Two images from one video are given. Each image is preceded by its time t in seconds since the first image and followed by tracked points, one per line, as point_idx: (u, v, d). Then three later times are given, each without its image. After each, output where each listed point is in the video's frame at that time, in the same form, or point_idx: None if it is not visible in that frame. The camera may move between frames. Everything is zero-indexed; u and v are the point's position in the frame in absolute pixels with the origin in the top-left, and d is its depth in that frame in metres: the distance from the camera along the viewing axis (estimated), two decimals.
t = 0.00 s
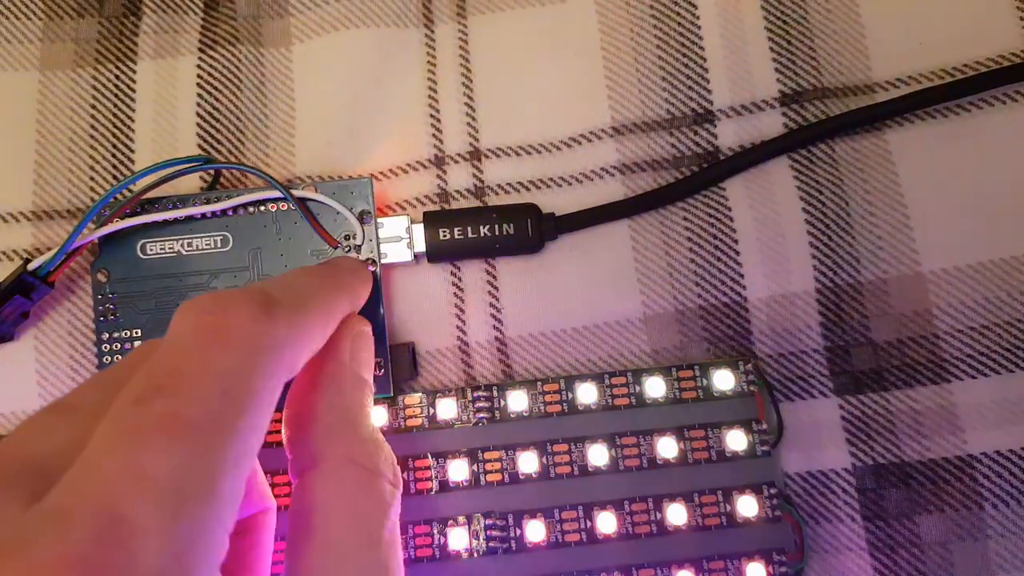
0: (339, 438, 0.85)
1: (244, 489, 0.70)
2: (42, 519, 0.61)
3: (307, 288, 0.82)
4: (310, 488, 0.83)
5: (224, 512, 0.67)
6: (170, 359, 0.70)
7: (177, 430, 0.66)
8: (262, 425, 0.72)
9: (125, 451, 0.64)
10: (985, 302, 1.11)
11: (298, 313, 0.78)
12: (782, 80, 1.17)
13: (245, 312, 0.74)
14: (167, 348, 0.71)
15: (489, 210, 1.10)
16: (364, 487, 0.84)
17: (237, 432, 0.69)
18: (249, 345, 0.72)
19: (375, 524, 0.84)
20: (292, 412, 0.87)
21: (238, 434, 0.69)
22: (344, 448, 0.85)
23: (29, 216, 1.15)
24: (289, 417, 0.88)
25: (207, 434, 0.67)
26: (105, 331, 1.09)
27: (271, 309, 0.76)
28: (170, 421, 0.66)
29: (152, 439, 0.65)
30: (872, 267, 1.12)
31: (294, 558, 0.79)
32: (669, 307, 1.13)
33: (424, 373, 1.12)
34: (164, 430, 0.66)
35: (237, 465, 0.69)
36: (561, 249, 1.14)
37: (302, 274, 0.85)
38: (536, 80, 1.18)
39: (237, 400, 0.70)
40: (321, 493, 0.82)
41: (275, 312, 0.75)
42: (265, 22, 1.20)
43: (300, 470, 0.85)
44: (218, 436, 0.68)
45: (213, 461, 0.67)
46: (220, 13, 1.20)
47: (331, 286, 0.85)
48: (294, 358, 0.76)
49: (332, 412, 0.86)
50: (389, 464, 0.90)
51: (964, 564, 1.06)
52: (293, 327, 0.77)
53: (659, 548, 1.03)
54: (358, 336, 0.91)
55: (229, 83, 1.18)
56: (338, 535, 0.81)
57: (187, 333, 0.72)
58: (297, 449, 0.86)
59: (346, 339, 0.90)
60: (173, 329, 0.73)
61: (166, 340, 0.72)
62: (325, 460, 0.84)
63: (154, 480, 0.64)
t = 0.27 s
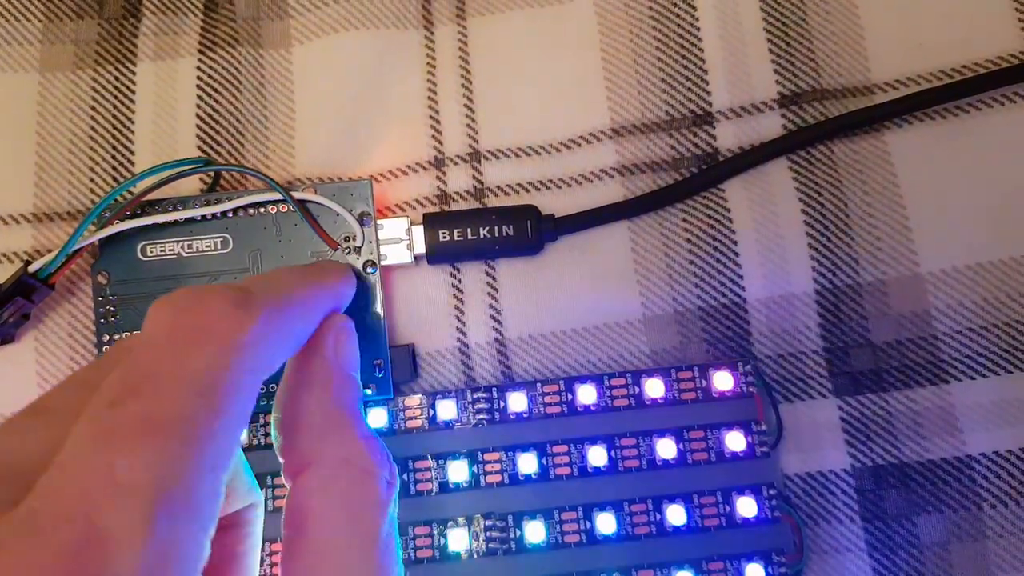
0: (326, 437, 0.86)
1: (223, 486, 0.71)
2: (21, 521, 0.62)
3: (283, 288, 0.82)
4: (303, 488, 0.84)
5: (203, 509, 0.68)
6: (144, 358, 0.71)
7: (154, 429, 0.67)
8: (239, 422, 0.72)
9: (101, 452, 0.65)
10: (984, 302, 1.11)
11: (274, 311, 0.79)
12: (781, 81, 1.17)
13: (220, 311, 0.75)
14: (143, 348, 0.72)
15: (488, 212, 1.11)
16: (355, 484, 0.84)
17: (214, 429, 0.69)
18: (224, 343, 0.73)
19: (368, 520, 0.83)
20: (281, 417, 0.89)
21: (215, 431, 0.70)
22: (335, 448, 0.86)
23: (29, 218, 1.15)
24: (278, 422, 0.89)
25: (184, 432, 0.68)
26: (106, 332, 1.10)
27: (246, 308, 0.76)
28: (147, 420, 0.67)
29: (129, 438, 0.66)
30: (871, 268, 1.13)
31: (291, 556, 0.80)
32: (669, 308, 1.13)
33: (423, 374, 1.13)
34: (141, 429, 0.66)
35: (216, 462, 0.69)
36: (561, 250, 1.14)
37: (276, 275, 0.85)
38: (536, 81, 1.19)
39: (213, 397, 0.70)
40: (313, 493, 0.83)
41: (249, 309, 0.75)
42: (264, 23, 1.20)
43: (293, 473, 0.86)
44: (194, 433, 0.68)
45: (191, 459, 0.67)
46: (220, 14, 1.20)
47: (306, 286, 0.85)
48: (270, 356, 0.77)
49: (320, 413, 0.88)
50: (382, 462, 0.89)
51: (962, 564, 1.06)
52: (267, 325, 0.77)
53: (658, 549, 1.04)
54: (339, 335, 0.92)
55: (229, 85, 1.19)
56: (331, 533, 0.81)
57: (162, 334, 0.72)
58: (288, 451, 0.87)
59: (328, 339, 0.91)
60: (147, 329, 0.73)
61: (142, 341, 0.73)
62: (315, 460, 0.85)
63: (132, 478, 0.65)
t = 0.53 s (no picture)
0: (328, 435, 0.87)
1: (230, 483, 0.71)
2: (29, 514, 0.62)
3: (295, 289, 0.83)
4: (304, 486, 0.83)
5: (210, 506, 0.68)
6: (155, 355, 0.71)
7: (164, 426, 0.67)
8: (248, 421, 0.73)
9: (112, 447, 0.65)
10: (985, 302, 1.11)
11: (285, 312, 0.79)
12: (781, 81, 1.17)
13: (232, 310, 0.75)
14: (154, 345, 0.72)
15: (488, 211, 1.10)
16: (355, 483, 0.84)
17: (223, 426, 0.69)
18: (235, 343, 0.73)
19: (368, 519, 0.83)
20: (284, 414, 0.88)
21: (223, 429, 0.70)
22: (337, 447, 0.86)
23: (27, 218, 1.15)
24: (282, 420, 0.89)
25: (194, 429, 0.68)
26: (106, 332, 1.09)
27: (258, 307, 0.77)
28: (157, 416, 0.67)
29: (138, 434, 0.66)
30: (872, 267, 1.12)
31: (291, 555, 0.80)
32: (669, 308, 1.13)
33: (423, 374, 1.12)
34: (151, 426, 0.67)
35: (223, 459, 0.70)
36: (561, 250, 1.14)
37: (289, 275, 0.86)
38: (536, 81, 1.18)
39: (223, 395, 0.70)
40: (314, 490, 0.83)
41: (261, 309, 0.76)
42: (263, 23, 1.20)
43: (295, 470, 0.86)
44: (203, 430, 0.68)
45: (199, 456, 0.68)
46: (219, 13, 1.20)
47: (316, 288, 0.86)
48: (280, 355, 0.77)
49: (324, 412, 0.87)
50: (382, 461, 0.88)
51: (964, 564, 1.06)
52: (279, 325, 0.77)
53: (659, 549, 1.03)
54: (343, 336, 0.92)
55: (228, 84, 1.18)
56: (330, 530, 0.81)
57: (174, 332, 0.73)
58: (291, 449, 0.87)
59: (332, 338, 0.91)
60: (159, 327, 0.74)
61: (153, 338, 0.73)
62: (317, 457, 0.85)
63: (141, 473, 0.65)
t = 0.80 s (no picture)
0: (327, 431, 0.87)
1: (230, 472, 0.71)
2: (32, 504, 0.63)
3: (290, 290, 0.86)
4: (303, 480, 0.83)
5: (210, 493, 0.68)
6: (154, 349, 0.73)
7: (163, 414, 0.68)
8: (246, 410, 0.73)
9: (112, 436, 0.66)
10: (985, 302, 1.11)
11: (280, 310, 0.82)
12: (781, 82, 1.17)
13: (229, 306, 0.77)
14: (153, 341, 0.74)
15: (489, 211, 1.11)
16: (356, 476, 0.84)
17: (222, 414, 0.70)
18: (233, 335, 0.75)
19: (369, 512, 0.83)
20: (285, 414, 0.90)
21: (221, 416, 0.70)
22: (337, 443, 0.86)
23: (32, 218, 1.15)
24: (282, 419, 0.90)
25: (192, 416, 0.68)
26: (110, 331, 1.10)
27: (254, 304, 0.79)
28: (156, 405, 0.68)
29: (137, 423, 0.67)
30: (872, 268, 1.13)
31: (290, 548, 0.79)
32: (669, 308, 1.13)
33: (425, 373, 1.13)
34: (149, 414, 0.67)
35: (222, 447, 0.70)
36: (561, 250, 1.15)
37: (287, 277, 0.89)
38: (536, 82, 1.19)
39: (221, 384, 0.71)
40: (314, 485, 0.83)
41: (257, 305, 0.78)
42: (266, 24, 1.21)
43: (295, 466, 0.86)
44: (202, 418, 0.69)
45: (198, 443, 0.68)
46: (222, 15, 1.21)
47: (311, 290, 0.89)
48: (276, 349, 0.79)
49: (323, 409, 0.88)
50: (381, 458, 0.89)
51: (964, 564, 1.06)
52: (274, 321, 0.80)
53: (659, 548, 1.04)
54: (343, 336, 0.95)
55: (230, 86, 1.19)
56: (330, 524, 0.80)
57: (173, 329, 0.75)
58: (291, 447, 0.87)
59: (332, 338, 0.94)
60: (159, 326, 0.76)
61: (152, 336, 0.75)
62: (316, 453, 0.86)
63: (140, 460, 0.66)
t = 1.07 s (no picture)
0: (328, 428, 0.86)
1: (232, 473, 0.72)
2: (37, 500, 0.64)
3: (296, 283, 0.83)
4: (306, 478, 0.84)
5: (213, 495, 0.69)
6: (158, 346, 0.72)
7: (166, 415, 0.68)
8: (249, 411, 0.74)
9: (115, 436, 0.67)
10: (988, 301, 1.11)
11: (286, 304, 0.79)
12: (785, 80, 1.17)
13: (233, 300, 0.75)
14: (157, 336, 0.73)
15: (493, 209, 1.11)
16: (357, 476, 0.85)
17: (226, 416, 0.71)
18: (238, 333, 0.74)
19: (370, 510, 0.84)
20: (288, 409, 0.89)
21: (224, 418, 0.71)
22: (339, 441, 0.86)
23: (34, 214, 1.15)
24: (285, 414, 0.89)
25: (196, 419, 0.69)
26: (112, 327, 1.10)
27: (259, 298, 0.77)
28: (160, 405, 0.69)
29: (141, 422, 0.67)
30: (875, 266, 1.13)
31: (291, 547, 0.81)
32: (673, 306, 1.13)
33: (428, 371, 1.13)
34: (153, 415, 0.68)
35: (224, 449, 0.71)
36: (565, 247, 1.15)
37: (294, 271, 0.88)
38: (540, 79, 1.19)
39: (225, 385, 0.71)
40: (315, 484, 0.84)
41: (263, 300, 0.76)
42: (269, 20, 1.20)
43: (298, 463, 0.86)
44: (204, 420, 0.69)
45: (200, 446, 0.69)
46: (225, 11, 1.21)
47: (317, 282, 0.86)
48: (281, 346, 0.78)
49: (327, 406, 0.88)
50: (384, 455, 0.89)
51: (966, 562, 1.06)
52: (280, 316, 0.78)
53: (662, 546, 1.04)
54: (347, 330, 0.92)
55: (234, 82, 1.19)
56: (331, 524, 0.82)
57: (176, 322, 0.73)
58: (293, 443, 0.87)
59: (337, 333, 0.91)
60: (162, 318, 0.75)
61: (156, 329, 0.74)
62: (318, 451, 0.86)
63: (143, 462, 0.66)
